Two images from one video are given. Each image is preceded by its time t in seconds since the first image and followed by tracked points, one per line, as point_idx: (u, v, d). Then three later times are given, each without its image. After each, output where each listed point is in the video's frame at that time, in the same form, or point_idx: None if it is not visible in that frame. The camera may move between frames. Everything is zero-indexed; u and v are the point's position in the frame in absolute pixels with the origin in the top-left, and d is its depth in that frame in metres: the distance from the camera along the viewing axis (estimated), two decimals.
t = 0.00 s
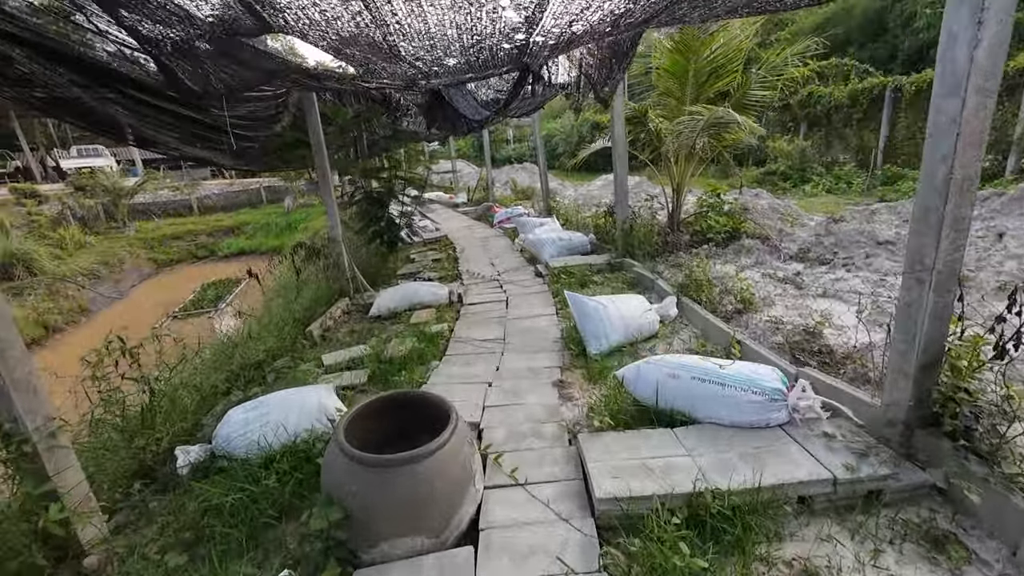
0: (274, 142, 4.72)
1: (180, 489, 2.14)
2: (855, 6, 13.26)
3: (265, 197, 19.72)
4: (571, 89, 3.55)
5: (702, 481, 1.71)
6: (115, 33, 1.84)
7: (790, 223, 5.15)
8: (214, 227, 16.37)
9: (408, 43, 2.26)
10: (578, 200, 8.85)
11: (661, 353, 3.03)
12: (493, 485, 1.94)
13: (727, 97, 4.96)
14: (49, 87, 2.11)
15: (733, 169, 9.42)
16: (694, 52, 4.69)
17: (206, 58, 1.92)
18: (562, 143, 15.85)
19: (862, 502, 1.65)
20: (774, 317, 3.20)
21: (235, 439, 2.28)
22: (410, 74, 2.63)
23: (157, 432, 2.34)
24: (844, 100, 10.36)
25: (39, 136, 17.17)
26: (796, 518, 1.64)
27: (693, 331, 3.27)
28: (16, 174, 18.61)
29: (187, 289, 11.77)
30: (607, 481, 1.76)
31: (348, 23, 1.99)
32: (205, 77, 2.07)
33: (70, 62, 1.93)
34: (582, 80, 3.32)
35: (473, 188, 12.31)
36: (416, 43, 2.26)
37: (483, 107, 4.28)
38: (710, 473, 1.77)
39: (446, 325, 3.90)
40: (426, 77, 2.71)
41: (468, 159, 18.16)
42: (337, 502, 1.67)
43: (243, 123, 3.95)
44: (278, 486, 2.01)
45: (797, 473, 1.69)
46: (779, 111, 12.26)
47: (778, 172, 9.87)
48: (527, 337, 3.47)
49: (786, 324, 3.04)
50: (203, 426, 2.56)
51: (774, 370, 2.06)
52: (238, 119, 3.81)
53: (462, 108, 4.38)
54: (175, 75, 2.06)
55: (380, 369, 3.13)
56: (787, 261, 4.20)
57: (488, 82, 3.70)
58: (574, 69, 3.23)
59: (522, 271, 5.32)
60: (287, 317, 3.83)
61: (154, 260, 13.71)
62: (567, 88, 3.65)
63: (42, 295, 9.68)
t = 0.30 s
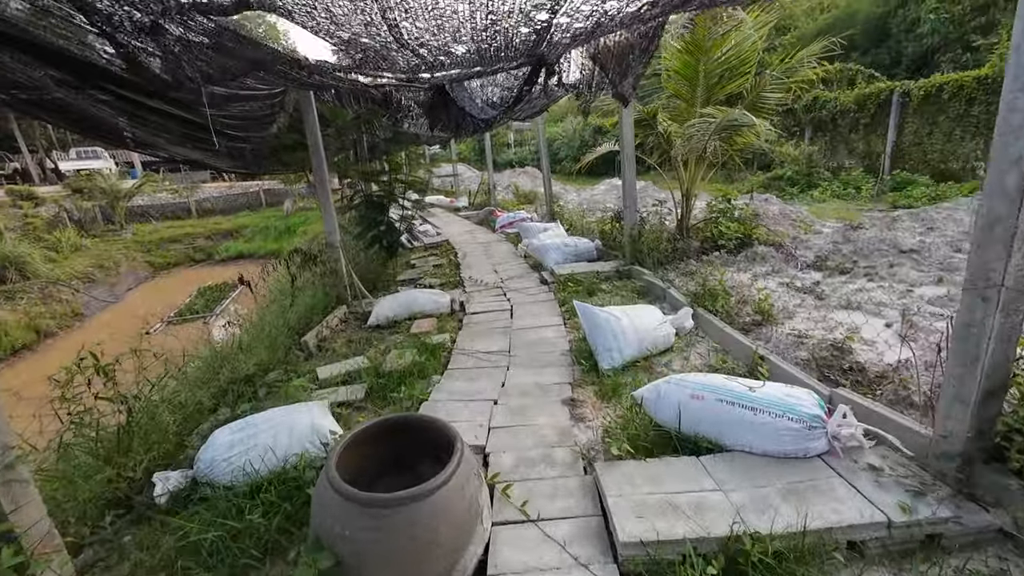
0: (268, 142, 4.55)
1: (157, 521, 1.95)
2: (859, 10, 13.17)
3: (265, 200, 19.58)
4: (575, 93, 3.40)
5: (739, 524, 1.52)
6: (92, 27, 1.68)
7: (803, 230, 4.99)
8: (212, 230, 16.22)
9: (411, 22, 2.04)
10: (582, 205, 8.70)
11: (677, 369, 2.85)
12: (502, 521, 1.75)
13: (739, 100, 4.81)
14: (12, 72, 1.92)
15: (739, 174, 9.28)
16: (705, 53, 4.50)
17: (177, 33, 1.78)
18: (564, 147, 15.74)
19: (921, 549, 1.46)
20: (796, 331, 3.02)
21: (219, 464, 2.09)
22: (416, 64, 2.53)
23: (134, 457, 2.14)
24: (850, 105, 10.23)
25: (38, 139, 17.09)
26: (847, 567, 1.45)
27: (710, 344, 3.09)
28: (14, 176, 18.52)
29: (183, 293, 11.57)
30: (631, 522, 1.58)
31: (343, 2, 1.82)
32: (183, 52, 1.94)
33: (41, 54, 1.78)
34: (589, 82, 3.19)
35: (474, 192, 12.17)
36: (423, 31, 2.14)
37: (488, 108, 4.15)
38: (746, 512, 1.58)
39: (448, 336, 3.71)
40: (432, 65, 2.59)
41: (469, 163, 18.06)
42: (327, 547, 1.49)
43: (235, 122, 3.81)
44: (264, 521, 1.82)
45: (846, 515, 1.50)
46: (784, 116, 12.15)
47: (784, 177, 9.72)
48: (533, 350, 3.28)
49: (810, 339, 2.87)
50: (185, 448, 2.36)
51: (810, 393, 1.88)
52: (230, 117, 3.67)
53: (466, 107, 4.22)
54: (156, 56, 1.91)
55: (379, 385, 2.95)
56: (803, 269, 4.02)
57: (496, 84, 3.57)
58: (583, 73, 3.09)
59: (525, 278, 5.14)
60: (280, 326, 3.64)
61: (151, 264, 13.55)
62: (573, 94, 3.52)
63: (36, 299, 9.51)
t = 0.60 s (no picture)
0: (268, 144, 4.41)
1: (140, 556, 1.78)
2: (864, 16, 13.10)
3: (264, 202, 19.45)
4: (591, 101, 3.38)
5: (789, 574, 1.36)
6: (73, 19, 1.59)
7: (818, 237, 4.84)
8: (211, 233, 16.06)
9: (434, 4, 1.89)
10: (587, 209, 8.56)
11: (698, 386, 2.69)
12: (519, 563, 1.59)
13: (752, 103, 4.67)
14: None
15: (746, 180, 9.16)
16: (718, 54, 4.32)
17: (158, 18, 1.68)
18: (566, 151, 15.64)
19: None
20: (822, 345, 2.86)
21: (209, 493, 1.93)
22: (432, 53, 2.46)
23: (117, 484, 1.97)
24: (857, 110, 10.13)
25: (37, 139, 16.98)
26: None
27: (731, 358, 2.93)
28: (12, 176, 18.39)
29: (180, 297, 11.40)
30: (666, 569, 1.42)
31: None
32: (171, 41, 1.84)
33: (20, 49, 1.68)
34: (607, 82, 3.12)
35: (476, 196, 12.03)
36: (438, 20, 2.04)
37: (496, 107, 4.02)
38: (794, 558, 1.42)
39: (453, 347, 3.55)
40: (445, 55, 2.51)
41: (471, 166, 17.96)
42: None
43: (233, 123, 3.69)
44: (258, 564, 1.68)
45: (908, 566, 1.34)
46: (789, 121, 12.07)
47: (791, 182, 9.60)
48: (544, 364, 3.12)
49: (839, 354, 2.71)
50: (173, 471, 2.20)
51: (856, 421, 1.72)
52: (227, 118, 3.56)
53: (473, 107, 4.09)
54: (140, 46, 1.82)
55: (381, 400, 2.78)
56: (822, 279, 3.87)
57: (510, 87, 3.53)
58: (599, 71, 3.01)
59: (532, 286, 4.98)
60: (276, 337, 3.47)
61: (148, 266, 13.40)
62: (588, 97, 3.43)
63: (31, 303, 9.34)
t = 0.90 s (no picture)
0: (264, 145, 4.26)
1: None
2: (867, 21, 13.03)
3: (263, 204, 19.30)
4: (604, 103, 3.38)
5: None
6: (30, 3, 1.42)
7: (832, 245, 4.69)
8: (209, 234, 15.89)
9: None
10: (590, 214, 8.41)
11: (719, 405, 2.52)
12: None
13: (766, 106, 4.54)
14: None
15: (752, 185, 9.03)
16: (732, 53, 4.13)
17: None
18: (568, 155, 15.54)
19: None
20: (848, 362, 2.70)
21: (191, 528, 1.76)
22: (443, 41, 2.32)
23: (90, 515, 1.81)
24: (863, 115, 10.01)
25: (34, 140, 16.84)
26: None
27: (752, 375, 2.76)
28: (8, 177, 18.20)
29: (176, 300, 11.22)
30: None
31: None
32: (141, 24, 1.68)
33: None
34: (626, 76, 2.99)
35: (477, 199, 11.90)
36: (451, 1, 1.89)
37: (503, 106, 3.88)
38: None
39: (456, 359, 3.39)
40: (457, 44, 2.37)
41: (472, 169, 17.87)
42: None
43: (226, 124, 3.53)
44: None
45: None
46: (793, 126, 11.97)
47: (797, 187, 9.47)
48: (553, 379, 2.95)
49: (869, 372, 2.55)
50: (154, 500, 2.03)
51: (905, 454, 1.56)
52: (221, 118, 3.41)
53: (479, 108, 3.95)
54: (102, 30, 1.64)
55: (381, 418, 2.62)
56: (841, 289, 3.72)
57: (522, 86, 3.49)
58: (619, 65, 2.86)
59: (536, 293, 4.82)
60: (270, 348, 3.31)
61: (144, 268, 13.22)
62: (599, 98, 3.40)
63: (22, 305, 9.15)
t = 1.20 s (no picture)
0: (254, 143, 4.09)
1: None
2: (868, 24, 12.93)
3: (261, 205, 19.14)
4: (610, 98, 3.34)
5: None
6: None
7: (842, 250, 4.53)
8: (205, 235, 15.73)
9: None
10: (592, 217, 8.26)
11: (733, 423, 2.36)
12: None
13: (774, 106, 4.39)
14: None
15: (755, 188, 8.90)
16: (741, 52, 3.99)
17: None
18: (568, 157, 15.42)
19: None
20: (870, 376, 2.53)
21: (159, 566, 1.60)
22: (435, 16, 2.11)
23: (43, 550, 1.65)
24: (867, 118, 9.88)
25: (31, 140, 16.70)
26: None
27: (766, 390, 2.60)
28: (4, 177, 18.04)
29: (171, 303, 11.04)
30: None
31: None
32: None
33: None
34: (634, 71, 2.86)
35: (477, 201, 11.76)
36: None
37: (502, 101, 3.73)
38: None
39: (454, 369, 3.22)
40: (451, 22, 2.19)
41: (472, 171, 17.75)
42: None
43: (212, 123, 3.35)
44: None
45: None
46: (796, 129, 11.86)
47: (801, 191, 9.34)
48: (555, 392, 2.79)
49: (894, 386, 2.39)
50: (121, 530, 1.86)
51: (952, 489, 1.41)
52: (207, 116, 3.23)
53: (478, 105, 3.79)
54: None
55: (372, 435, 2.46)
56: (856, 298, 3.55)
57: (525, 80, 3.37)
58: (632, 59, 2.77)
59: (537, 299, 4.65)
60: (257, 357, 3.13)
61: (138, 269, 13.03)
62: (606, 94, 3.29)
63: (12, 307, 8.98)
